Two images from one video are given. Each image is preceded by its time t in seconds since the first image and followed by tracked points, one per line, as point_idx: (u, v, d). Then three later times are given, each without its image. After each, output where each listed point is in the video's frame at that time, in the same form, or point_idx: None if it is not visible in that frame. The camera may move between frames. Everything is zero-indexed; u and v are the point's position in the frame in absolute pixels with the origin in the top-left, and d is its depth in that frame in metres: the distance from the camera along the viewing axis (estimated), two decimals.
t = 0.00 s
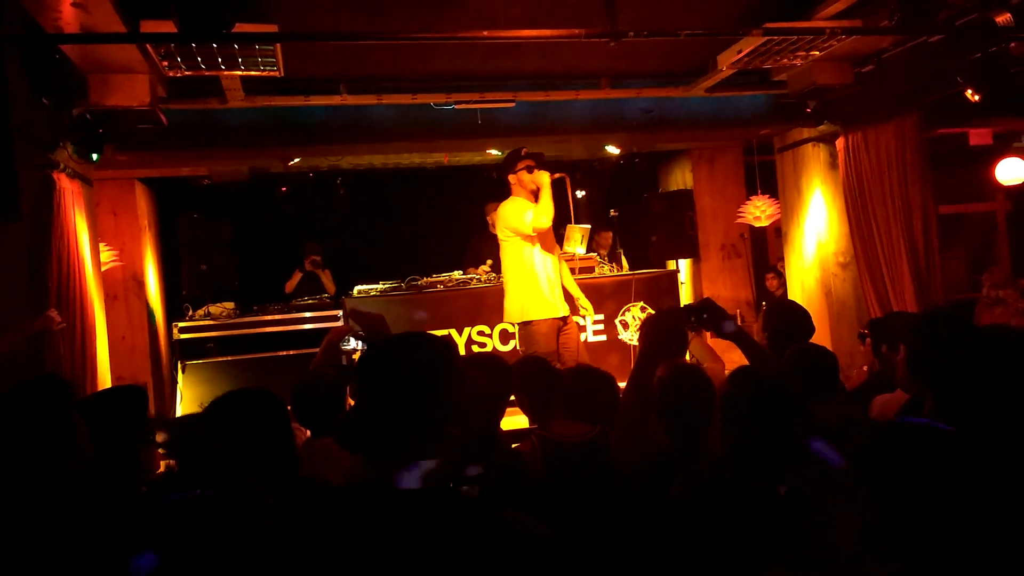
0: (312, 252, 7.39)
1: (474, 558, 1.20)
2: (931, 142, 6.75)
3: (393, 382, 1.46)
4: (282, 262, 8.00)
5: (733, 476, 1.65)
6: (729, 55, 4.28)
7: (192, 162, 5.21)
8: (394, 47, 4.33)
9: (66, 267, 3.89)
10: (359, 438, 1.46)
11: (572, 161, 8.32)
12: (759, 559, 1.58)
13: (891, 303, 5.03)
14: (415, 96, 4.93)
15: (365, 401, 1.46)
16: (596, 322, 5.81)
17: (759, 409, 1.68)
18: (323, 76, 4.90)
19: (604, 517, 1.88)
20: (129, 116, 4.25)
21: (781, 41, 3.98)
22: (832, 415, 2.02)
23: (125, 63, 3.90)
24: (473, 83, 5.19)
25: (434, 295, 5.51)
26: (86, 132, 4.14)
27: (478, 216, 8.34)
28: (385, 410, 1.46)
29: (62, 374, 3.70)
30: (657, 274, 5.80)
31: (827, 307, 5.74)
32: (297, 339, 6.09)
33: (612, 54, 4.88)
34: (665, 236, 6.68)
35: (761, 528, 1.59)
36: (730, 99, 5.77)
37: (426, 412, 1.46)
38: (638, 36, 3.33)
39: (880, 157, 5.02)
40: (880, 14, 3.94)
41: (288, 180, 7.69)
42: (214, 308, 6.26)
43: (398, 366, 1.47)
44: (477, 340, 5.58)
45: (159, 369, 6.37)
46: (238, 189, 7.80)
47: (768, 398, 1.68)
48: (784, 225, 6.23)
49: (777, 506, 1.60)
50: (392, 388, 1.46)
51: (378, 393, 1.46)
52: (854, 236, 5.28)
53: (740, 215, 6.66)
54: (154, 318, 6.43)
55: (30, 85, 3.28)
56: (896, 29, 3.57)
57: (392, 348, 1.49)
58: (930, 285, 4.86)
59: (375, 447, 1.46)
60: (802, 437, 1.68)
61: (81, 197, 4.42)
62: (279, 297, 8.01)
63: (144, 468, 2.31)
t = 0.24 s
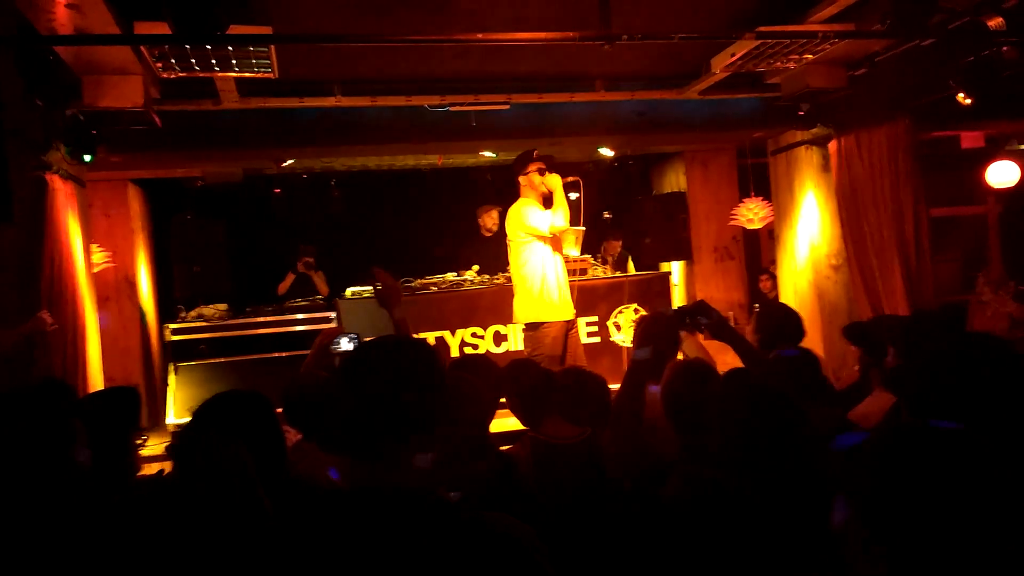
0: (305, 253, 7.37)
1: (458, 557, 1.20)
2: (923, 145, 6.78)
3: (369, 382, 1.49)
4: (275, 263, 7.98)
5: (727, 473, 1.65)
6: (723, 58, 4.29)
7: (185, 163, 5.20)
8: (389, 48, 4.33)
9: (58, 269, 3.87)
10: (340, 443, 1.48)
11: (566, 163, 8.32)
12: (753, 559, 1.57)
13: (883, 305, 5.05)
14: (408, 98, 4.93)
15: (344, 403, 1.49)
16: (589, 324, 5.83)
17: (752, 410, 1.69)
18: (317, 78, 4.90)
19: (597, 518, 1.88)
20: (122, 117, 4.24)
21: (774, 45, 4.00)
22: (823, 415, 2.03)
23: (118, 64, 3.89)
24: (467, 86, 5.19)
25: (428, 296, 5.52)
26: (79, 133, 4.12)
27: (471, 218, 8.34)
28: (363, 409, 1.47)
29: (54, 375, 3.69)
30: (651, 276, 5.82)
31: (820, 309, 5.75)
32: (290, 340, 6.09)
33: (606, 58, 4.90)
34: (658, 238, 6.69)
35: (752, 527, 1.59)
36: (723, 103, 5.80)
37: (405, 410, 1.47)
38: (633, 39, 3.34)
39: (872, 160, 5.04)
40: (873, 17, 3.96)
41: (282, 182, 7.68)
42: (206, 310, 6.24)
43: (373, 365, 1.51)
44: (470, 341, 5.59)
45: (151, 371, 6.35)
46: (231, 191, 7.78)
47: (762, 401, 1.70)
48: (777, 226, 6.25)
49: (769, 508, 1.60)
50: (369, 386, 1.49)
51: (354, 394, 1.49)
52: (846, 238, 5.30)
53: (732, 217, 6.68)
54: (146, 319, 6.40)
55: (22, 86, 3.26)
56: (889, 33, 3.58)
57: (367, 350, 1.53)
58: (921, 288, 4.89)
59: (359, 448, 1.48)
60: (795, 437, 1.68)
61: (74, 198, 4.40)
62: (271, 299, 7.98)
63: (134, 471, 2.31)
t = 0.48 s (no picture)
0: (290, 253, 7.35)
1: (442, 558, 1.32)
2: (907, 145, 6.83)
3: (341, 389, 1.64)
4: (262, 264, 7.95)
5: (711, 471, 1.66)
6: (708, 59, 4.32)
7: (170, 163, 5.18)
8: (374, 48, 4.33)
9: (42, 270, 3.85)
10: (322, 441, 1.65)
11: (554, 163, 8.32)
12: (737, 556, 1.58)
13: (867, 305, 5.09)
14: (395, 98, 4.93)
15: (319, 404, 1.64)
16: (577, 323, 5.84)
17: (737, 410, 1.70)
18: (303, 77, 4.88)
19: (584, 517, 1.88)
20: (107, 117, 4.22)
21: (759, 46, 4.03)
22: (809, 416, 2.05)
23: (102, 64, 3.87)
24: (454, 85, 5.19)
25: (415, 296, 5.51)
26: (62, 134, 4.10)
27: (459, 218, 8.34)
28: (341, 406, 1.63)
29: (38, 377, 3.66)
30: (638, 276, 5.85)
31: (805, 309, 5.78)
32: (276, 341, 6.08)
33: (592, 58, 4.92)
34: (645, 238, 6.72)
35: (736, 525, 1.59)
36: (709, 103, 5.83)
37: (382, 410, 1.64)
38: (619, 39, 3.35)
39: (856, 160, 5.08)
40: (856, 18, 3.99)
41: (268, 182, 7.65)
42: (192, 310, 6.21)
43: (340, 371, 1.64)
44: (458, 341, 5.58)
45: (136, 372, 6.31)
46: (216, 191, 7.75)
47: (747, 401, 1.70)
48: (762, 226, 6.29)
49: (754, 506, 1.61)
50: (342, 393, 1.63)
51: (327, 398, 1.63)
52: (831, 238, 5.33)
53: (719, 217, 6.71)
54: (132, 320, 6.37)
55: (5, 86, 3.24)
56: (872, 34, 3.61)
57: (342, 355, 1.64)
58: (904, 288, 4.93)
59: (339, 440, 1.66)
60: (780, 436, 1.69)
61: (58, 198, 4.37)
62: (257, 300, 7.95)
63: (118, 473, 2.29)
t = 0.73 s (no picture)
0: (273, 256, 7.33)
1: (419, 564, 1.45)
2: (888, 146, 6.90)
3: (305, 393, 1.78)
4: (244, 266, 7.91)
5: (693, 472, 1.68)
6: (691, 61, 4.35)
7: (152, 166, 5.15)
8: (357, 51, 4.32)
9: (22, 274, 3.81)
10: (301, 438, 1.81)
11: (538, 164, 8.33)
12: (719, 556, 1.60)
13: (849, 304, 5.14)
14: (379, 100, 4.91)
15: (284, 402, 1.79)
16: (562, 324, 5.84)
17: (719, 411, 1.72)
18: (285, 80, 4.87)
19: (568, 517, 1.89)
20: (88, 120, 4.19)
21: (740, 48, 4.06)
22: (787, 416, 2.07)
23: (82, 67, 3.84)
24: (437, 87, 5.19)
25: (400, 298, 5.51)
26: (43, 137, 4.07)
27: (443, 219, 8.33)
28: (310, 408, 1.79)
29: (17, 382, 3.63)
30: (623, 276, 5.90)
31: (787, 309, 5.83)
32: (260, 344, 6.06)
33: (575, 60, 4.93)
34: (629, 239, 6.74)
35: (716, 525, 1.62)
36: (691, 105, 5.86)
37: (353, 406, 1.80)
38: (600, 42, 3.37)
39: (836, 161, 5.13)
40: (836, 21, 4.03)
41: (251, 184, 7.61)
42: (174, 314, 6.16)
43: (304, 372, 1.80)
44: (443, 343, 5.57)
45: (118, 376, 6.26)
46: (199, 193, 7.70)
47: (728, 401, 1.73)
48: (745, 226, 6.34)
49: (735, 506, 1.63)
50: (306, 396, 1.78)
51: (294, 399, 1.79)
52: (812, 238, 5.38)
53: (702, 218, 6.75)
54: (113, 324, 6.32)
55: None
56: (851, 37, 3.65)
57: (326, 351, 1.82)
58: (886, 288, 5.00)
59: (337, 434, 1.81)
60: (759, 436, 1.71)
61: (37, 202, 4.33)
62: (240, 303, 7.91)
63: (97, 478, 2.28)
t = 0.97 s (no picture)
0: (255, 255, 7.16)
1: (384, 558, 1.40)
2: (866, 142, 6.96)
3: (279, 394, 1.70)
4: (226, 266, 7.87)
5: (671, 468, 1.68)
6: (670, 59, 4.37)
7: (130, 167, 5.11)
8: (336, 48, 4.30)
9: None
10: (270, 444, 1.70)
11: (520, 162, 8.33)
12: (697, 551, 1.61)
13: (828, 300, 5.18)
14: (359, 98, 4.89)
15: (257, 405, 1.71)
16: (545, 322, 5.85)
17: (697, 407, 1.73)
18: (264, 78, 4.84)
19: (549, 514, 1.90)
20: (64, 119, 4.15)
21: (718, 46, 4.09)
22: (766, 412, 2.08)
23: (58, 66, 3.81)
24: (418, 85, 5.18)
25: (382, 297, 5.51)
26: (18, 136, 4.02)
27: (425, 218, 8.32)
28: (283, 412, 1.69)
29: None
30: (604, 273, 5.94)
31: (768, 305, 5.86)
32: (242, 344, 6.04)
33: (555, 58, 4.94)
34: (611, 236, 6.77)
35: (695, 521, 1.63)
36: (671, 103, 5.89)
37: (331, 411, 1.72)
38: (579, 40, 3.38)
39: (815, 158, 5.17)
40: (813, 18, 4.07)
41: (231, 184, 7.57)
42: (154, 315, 6.10)
43: (282, 375, 1.72)
44: (426, 342, 5.57)
45: (98, 377, 6.20)
46: (178, 193, 7.65)
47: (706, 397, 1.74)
48: (726, 223, 6.37)
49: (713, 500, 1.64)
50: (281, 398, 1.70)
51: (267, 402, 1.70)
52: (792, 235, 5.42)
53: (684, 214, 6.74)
54: (92, 325, 6.27)
55: None
56: (827, 34, 3.69)
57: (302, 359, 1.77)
58: (864, 283, 5.04)
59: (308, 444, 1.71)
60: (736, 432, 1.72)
61: (13, 202, 4.29)
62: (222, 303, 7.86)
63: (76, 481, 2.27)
